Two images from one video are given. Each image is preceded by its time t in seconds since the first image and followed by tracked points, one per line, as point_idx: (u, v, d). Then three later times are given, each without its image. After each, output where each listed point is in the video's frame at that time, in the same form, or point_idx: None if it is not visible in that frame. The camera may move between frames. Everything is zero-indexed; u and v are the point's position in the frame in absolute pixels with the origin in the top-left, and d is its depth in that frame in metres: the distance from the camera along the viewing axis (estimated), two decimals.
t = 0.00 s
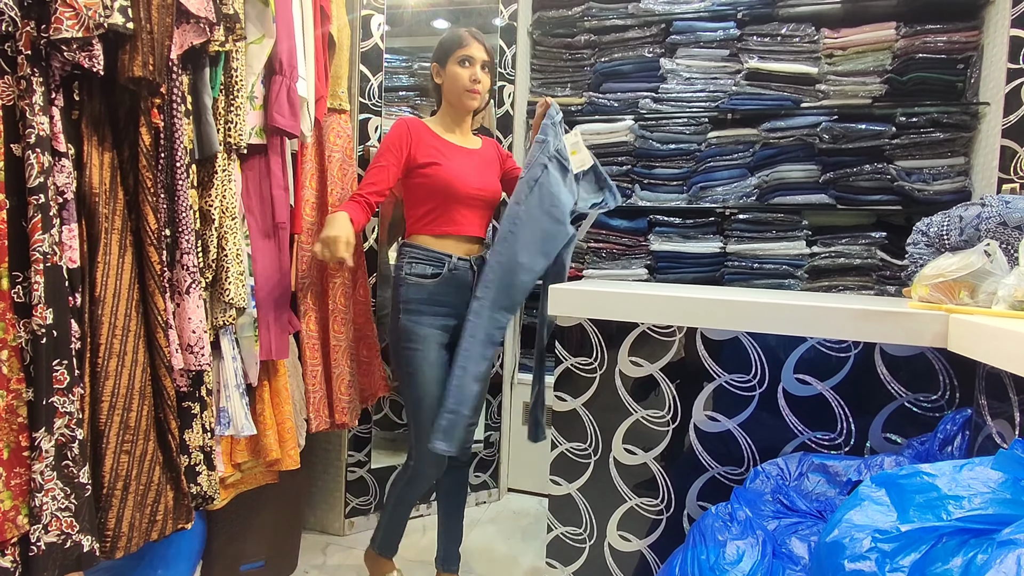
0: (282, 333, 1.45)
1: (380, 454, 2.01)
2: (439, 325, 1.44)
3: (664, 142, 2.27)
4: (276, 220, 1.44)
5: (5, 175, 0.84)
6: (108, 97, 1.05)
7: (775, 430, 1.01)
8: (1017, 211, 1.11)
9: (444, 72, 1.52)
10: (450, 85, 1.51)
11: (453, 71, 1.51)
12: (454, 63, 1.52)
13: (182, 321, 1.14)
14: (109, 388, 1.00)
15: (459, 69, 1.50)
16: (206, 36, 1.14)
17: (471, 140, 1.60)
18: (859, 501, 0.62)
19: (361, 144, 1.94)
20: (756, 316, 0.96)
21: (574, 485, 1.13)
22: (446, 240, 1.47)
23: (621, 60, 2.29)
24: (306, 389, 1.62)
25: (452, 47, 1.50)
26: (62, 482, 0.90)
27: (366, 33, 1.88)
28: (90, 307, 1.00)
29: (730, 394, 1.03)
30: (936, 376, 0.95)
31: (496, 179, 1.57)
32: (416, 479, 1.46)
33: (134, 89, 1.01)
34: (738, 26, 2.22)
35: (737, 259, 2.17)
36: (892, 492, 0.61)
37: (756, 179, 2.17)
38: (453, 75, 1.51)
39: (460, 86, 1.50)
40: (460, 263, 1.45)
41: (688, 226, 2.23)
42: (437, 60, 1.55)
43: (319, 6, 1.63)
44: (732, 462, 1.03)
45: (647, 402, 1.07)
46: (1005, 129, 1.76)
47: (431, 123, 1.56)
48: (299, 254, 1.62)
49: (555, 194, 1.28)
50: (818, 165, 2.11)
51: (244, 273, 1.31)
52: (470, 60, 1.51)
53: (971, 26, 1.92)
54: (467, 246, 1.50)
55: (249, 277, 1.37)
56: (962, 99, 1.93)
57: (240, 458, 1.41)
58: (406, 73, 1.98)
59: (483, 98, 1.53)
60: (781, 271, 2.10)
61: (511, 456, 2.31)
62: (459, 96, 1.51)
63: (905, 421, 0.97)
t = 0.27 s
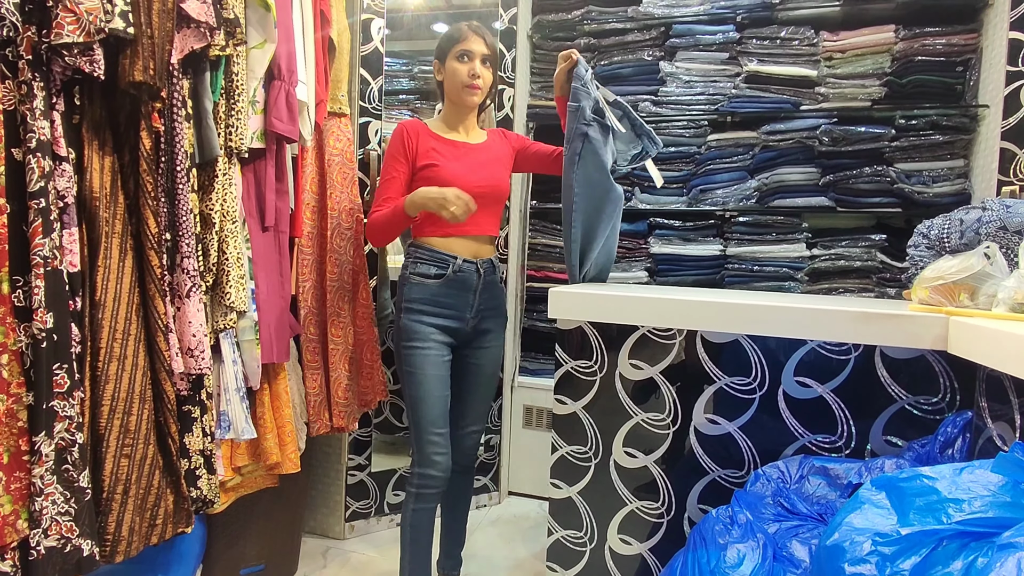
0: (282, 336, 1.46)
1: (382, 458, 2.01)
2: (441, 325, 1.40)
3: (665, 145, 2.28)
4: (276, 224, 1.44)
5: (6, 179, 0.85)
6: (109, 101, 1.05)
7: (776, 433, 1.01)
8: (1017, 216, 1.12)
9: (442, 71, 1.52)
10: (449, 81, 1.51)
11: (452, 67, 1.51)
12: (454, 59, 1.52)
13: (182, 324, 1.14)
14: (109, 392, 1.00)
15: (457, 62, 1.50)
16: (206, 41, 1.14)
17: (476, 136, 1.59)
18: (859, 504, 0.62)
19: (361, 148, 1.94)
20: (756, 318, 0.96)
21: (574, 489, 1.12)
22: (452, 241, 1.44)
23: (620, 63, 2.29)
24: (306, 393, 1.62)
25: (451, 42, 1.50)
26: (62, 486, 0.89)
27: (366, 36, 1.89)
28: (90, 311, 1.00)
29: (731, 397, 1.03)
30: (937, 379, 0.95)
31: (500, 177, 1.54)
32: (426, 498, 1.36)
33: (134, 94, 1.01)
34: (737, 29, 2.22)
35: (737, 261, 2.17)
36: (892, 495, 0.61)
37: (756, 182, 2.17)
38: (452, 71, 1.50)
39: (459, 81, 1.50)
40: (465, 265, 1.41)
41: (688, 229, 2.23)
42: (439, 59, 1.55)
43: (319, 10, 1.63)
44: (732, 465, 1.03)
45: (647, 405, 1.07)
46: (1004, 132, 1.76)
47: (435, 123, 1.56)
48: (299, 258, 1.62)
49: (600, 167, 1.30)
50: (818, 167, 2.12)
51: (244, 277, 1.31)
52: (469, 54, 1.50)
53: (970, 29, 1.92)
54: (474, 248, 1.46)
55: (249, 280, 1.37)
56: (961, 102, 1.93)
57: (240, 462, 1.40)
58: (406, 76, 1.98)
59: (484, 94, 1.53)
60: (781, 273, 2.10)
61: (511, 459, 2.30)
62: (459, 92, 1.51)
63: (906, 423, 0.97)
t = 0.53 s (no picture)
0: (282, 339, 1.46)
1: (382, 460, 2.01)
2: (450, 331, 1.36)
3: (665, 148, 2.29)
4: (277, 228, 1.44)
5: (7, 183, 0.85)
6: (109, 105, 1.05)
7: (777, 436, 1.01)
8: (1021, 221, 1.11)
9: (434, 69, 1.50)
10: (443, 81, 1.49)
11: (446, 66, 1.49)
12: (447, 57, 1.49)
13: (183, 328, 1.14)
14: (110, 396, 1.00)
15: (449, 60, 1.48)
16: (207, 44, 1.15)
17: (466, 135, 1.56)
18: (861, 506, 0.62)
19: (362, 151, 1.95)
20: (756, 321, 0.96)
21: (575, 491, 1.12)
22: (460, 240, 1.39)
23: (620, 65, 2.30)
24: (307, 396, 1.62)
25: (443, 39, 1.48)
26: (62, 490, 0.89)
27: (366, 40, 1.91)
28: (91, 314, 1.00)
29: (731, 399, 1.03)
30: (938, 381, 0.95)
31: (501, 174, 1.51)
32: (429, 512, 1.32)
33: (135, 97, 1.01)
34: (737, 31, 2.23)
35: (737, 264, 2.17)
36: (893, 498, 0.61)
37: (756, 184, 2.17)
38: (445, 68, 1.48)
39: (453, 81, 1.48)
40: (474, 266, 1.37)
41: (688, 231, 2.23)
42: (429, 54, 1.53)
43: (319, 13, 1.64)
44: (733, 467, 1.03)
45: (648, 407, 1.07)
46: (1004, 133, 1.76)
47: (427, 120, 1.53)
48: (300, 261, 1.62)
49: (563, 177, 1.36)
50: (818, 169, 2.12)
51: (245, 280, 1.31)
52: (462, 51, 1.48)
53: (969, 31, 1.92)
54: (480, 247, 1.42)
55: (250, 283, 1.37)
56: (961, 104, 1.93)
57: (241, 466, 1.40)
58: (407, 79, 1.95)
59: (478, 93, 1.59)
60: (782, 275, 2.10)
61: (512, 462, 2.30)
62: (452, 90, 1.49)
63: (907, 425, 0.97)
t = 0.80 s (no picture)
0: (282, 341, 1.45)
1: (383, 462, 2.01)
2: (453, 336, 1.30)
3: (664, 148, 2.28)
4: (278, 230, 1.44)
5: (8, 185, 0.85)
6: (110, 107, 1.05)
7: (777, 437, 1.01)
8: (1019, 225, 1.11)
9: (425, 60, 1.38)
10: (435, 75, 1.37)
11: (438, 59, 1.37)
12: (439, 49, 1.37)
13: (183, 329, 1.14)
14: (110, 398, 1.00)
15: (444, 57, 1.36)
16: (207, 47, 1.15)
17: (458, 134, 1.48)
18: (863, 507, 0.62)
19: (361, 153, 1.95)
20: (757, 322, 0.96)
21: (575, 493, 1.12)
22: (455, 241, 1.34)
23: (620, 67, 2.30)
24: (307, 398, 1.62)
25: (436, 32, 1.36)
26: (63, 492, 0.89)
27: (366, 42, 1.91)
28: (91, 316, 1.00)
29: (731, 400, 1.03)
30: (939, 382, 0.95)
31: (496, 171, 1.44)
32: (427, 524, 1.27)
33: (136, 100, 1.01)
34: (737, 33, 2.23)
35: (737, 265, 2.17)
36: (895, 498, 0.61)
37: (756, 185, 2.17)
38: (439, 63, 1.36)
39: (446, 76, 1.37)
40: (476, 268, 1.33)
41: (688, 232, 2.23)
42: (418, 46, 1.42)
43: (319, 16, 1.64)
44: (734, 469, 1.03)
45: (648, 409, 1.07)
46: (1003, 134, 1.76)
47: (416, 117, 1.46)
48: (300, 262, 1.62)
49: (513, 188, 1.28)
50: (817, 171, 2.12)
51: (245, 281, 1.31)
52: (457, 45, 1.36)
53: (968, 32, 1.92)
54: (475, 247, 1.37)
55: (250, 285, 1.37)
56: (960, 105, 1.93)
57: (241, 467, 1.41)
58: (407, 81, 1.97)
59: (477, 94, 1.65)
60: (782, 277, 2.10)
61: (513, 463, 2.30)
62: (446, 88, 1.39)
63: (908, 426, 0.97)
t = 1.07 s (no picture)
0: (281, 344, 1.45)
1: (383, 465, 2.01)
2: (444, 345, 1.22)
3: (663, 150, 2.28)
4: (276, 232, 1.44)
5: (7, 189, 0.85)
6: (110, 111, 1.05)
7: (778, 438, 1.01)
8: (1017, 227, 1.10)
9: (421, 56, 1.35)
10: (431, 70, 1.35)
11: (434, 53, 1.35)
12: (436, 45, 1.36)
13: (182, 332, 1.14)
14: (109, 401, 1.00)
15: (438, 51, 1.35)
16: (206, 50, 1.15)
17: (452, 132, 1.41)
18: (862, 510, 0.62)
19: (361, 155, 1.95)
20: (758, 323, 0.96)
21: (575, 495, 1.12)
22: (444, 243, 1.25)
23: (619, 69, 2.30)
24: (307, 400, 1.61)
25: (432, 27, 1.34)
26: (62, 496, 0.89)
27: (365, 45, 1.91)
28: (90, 320, 1.00)
29: (731, 402, 1.03)
30: (938, 383, 0.95)
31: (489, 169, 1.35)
32: (423, 535, 1.21)
33: (135, 103, 1.01)
34: (735, 35, 2.24)
35: (737, 266, 2.17)
36: (894, 500, 0.62)
37: (756, 187, 2.17)
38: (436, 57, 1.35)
39: (443, 71, 1.36)
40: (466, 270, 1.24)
41: (688, 234, 2.23)
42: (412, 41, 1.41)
43: (319, 18, 1.64)
44: (734, 471, 1.03)
45: (648, 411, 1.07)
46: (1001, 136, 1.76)
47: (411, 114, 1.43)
48: (300, 265, 1.61)
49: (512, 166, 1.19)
50: (816, 172, 2.12)
51: (245, 284, 1.31)
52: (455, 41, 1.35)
53: (967, 34, 1.93)
54: (465, 249, 1.28)
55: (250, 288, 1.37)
56: (959, 107, 1.93)
57: (241, 471, 1.41)
58: (406, 84, 1.99)
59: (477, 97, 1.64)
60: (781, 278, 2.10)
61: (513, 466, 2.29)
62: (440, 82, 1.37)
63: (908, 428, 0.97)
